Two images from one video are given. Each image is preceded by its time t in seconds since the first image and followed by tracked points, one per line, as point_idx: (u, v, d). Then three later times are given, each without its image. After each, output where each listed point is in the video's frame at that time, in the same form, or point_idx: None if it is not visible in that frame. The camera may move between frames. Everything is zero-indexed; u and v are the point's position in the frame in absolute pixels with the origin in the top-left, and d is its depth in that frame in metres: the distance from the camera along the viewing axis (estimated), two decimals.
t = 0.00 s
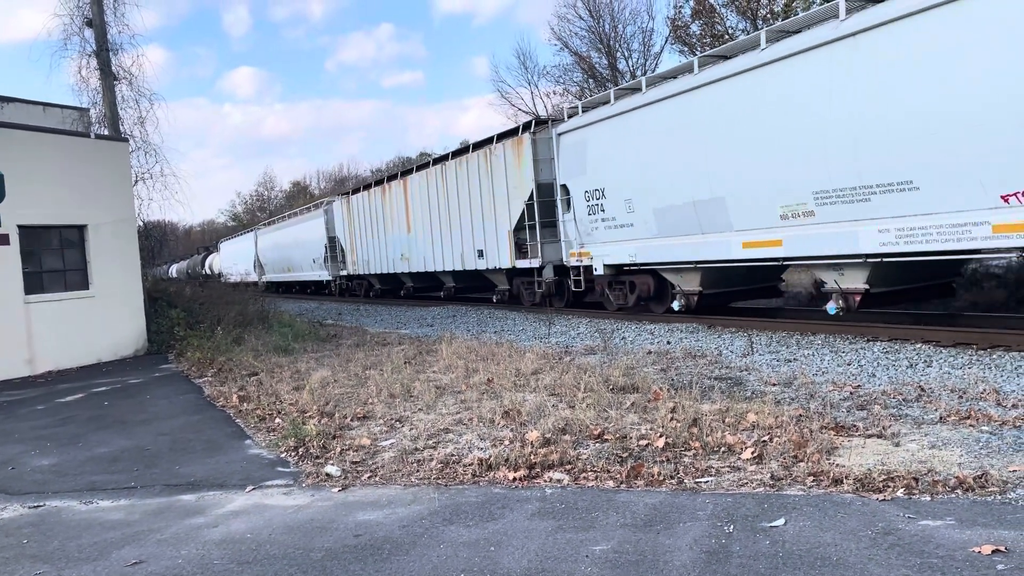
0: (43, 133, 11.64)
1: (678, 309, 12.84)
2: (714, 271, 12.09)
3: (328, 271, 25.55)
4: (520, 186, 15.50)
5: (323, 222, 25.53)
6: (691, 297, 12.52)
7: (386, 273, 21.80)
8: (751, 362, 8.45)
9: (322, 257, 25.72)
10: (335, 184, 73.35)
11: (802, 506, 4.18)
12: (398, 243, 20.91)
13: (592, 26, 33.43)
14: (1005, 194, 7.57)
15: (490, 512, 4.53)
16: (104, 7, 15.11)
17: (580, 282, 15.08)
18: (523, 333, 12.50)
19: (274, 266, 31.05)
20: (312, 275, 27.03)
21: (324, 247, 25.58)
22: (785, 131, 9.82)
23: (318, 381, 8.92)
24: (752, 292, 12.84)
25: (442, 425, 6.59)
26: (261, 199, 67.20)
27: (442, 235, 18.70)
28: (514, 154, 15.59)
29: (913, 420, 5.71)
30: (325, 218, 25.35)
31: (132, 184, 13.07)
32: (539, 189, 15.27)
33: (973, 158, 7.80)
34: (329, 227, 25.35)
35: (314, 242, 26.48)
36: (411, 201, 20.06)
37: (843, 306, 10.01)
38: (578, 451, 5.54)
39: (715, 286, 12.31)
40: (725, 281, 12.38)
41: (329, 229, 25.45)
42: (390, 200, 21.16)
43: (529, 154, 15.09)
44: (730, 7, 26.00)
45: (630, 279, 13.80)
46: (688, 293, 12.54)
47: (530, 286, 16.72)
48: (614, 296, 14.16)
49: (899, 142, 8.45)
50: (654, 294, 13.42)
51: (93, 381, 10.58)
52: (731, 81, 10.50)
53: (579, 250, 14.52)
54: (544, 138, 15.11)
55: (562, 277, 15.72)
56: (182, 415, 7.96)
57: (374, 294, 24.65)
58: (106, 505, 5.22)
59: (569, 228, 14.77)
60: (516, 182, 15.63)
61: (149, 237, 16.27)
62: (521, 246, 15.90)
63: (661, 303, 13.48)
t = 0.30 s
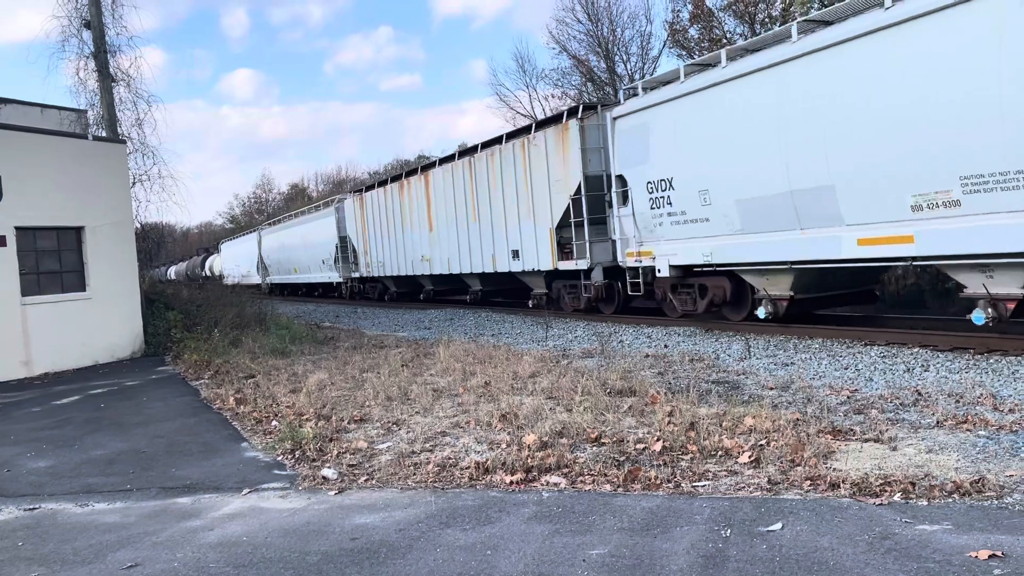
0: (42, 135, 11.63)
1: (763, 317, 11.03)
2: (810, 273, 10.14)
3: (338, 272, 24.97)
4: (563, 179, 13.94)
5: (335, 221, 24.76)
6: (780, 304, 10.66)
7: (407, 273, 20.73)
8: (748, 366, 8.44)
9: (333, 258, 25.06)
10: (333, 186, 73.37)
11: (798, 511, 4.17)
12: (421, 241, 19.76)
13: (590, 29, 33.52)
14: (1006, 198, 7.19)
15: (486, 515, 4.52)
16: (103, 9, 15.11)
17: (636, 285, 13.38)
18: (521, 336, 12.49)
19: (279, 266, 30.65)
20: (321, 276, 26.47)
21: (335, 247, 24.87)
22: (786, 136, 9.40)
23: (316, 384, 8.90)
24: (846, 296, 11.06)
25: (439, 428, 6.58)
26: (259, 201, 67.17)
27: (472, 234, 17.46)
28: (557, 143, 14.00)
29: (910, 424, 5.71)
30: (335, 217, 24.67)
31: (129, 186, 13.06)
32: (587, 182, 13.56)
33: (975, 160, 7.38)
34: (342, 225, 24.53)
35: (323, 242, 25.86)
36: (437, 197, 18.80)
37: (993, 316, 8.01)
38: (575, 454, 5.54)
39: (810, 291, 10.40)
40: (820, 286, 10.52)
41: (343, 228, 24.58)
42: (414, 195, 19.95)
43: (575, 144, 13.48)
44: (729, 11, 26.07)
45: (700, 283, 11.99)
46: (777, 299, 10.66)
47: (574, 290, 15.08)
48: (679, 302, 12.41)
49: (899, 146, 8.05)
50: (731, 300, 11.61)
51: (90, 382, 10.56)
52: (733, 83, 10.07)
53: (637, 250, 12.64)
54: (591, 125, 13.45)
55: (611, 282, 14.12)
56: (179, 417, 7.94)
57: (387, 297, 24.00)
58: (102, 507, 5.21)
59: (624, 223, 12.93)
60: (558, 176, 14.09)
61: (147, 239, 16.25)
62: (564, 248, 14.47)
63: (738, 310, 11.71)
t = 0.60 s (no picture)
0: (38, 136, 11.59)
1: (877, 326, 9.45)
2: (940, 274, 8.54)
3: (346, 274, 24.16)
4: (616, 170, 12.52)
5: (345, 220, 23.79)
6: (900, 311, 9.09)
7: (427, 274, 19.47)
8: (745, 370, 8.44)
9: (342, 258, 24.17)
10: (330, 189, 73.35)
11: (795, 514, 4.17)
12: (444, 240, 18.48)
13: (588, 33, 33.60)
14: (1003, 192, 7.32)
15: (482, 518, 4.51)
16: (100, 10, 15.09)
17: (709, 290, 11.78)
18: (518, 339, 12.48)
19: (283, 269, 30.06)
20: (328, 277, 25.66)
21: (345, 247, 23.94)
22: (790, 134, 9.52)
23: (312, 386, 8.88)
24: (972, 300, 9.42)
25: (436, 431, 6.57)
26: (256, 203, 67.10)
27: (504, 232, 16.11)
28: (611, 130, 12.55)
29: (907, 428, 5.72)
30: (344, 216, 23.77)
31: (125, 188, 13.03)
32: (647, 171, 12.01)
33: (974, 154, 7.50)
34: (354, 225, 23.49)
35: (330, 242, 25.01)
36: (462, 192, 17.48)
37: None
38: (572, 457, 5.53)
39: (935, 295, 8.80)
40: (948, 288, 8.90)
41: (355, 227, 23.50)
42: (436, 190, 18.62)
43: (633, 130, 11.95)
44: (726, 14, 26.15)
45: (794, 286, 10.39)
46: (896, 306, 9.08)
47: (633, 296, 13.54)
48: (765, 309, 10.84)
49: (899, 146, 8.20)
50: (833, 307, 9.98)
51: (85, 385, 10.53)
52: (740, 84, 10.24)
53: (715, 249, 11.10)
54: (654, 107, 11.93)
55: (676, 285, 12.56)
56: (175, 419, 7.92)
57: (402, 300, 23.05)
58: (97, 510, 5.18)
59: (700, 218, 11.30)
60: (611, 166, 12.63)
61: (143, 241, 16.21)
62: (617, 247, 13.03)
63: (841, 317, 10.12)
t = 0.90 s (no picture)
0: (33, 139, 11.57)
1: None
2: None
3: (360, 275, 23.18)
4: (685, 157, 11.18)
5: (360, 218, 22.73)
6: None
7: (455, 275, 18.25)
8: (741, 372, 8.45)
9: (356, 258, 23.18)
10: (327, 191, 73.33)
11: (790, 517, 4.18)
12: (475, 237, 17.23)
13: (585, 36, 33.65)
14: None
15: (479, 521, 4.51)
16: (96, 13, 15.08)
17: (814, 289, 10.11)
18: (514, 342, 12.48)
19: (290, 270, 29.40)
20: (340, 279, 24.73)
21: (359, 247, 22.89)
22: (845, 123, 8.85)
23: (309, 389, 8.87)
24: None
25: (432, 434, 6.57)
26: (253, 205, 67.04)
27: (547, 227, 14.79)
28: (681, 110, 11.21)
29: (902, 430, 5.74)
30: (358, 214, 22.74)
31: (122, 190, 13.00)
32: (727, 157, 10.59)
33: None
34: (371, 223, 22.41)
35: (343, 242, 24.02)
36: (498, 185, 16.21)
37: None
38: (568, 460, 5.54)
39: None
40: None
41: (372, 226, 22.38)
42: (467, 183, 17.35)
43: (711, 109, 10.57)
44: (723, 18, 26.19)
45: (928, 286, 8.72)
46: None
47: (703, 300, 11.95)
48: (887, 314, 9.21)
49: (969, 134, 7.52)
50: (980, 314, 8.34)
51: (81, 387, 10.50)
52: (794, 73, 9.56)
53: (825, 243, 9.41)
54: (733, 83, 10.53)
55: (759, 287, 11.01)
56: (171, 422, 7.91)
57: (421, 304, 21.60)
58: (93, 513, 5.17)
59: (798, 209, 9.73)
60: (680, 153, 11.31)
61: (139, 243, 16.20)
62: (685, 243, 11.79)
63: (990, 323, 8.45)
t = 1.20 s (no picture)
0: (27, 141, 11.52)
1: None
2: None
3: (373, 278, 21.96)
4: (782, 138, 9.75)
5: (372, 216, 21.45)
6: None
7: (489, 276, 16.85)
8: (738, 375, 8.46)
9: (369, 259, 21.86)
10: (324, 193, 73.32)
11: (787, 520, 4.18)
12: (511, 235, 15.83)
13: (581, 38, 33.73)
14: None
15: (475, 524, 4.51)
16: (92, 15, 15.06)
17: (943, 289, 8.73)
18: (511, 344, 12.47)
19: (295, 273, 28.37)
20: (350, 282, 23.50)
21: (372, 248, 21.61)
22: (1007, 91, 7.40)
23: (305, 392, 8.86)
24: None
25: (429, 437, 6.56)
26: (249, 208, 66.98)
27: (598, 222, 13.35)
28: (779, 83, 9.74)
29: (898, 433, 5.75)
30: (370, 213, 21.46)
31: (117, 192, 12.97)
32: (839, 134, 9.13)
33: None
34: (390, 223, 21.08)
35: (353, 242, 22.76)
36: (539, 177, 14.77)
37: None
38: (565, 463, 5.53)
39: None
40: None
41: (392, 224, 20.96)
42: (503, 175, 15.93)
43: (822, 79, 9.13)
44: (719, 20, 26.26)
45: None
46: None
47: (800, 304, 10.40)
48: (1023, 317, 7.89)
49: None
50: None
51: (77, 390, 10.47)
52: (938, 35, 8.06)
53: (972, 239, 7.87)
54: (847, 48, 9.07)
55: (874, 288, 9.46)
56: (167, 425, 7.89)
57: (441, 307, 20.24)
58: (88, 517, 5.15)
59: (940, 193, 8.19)
60: (775, 134, 9.88)
61: (135, 246, 16.18)
62: (776, 238, 10.32)
63: None
